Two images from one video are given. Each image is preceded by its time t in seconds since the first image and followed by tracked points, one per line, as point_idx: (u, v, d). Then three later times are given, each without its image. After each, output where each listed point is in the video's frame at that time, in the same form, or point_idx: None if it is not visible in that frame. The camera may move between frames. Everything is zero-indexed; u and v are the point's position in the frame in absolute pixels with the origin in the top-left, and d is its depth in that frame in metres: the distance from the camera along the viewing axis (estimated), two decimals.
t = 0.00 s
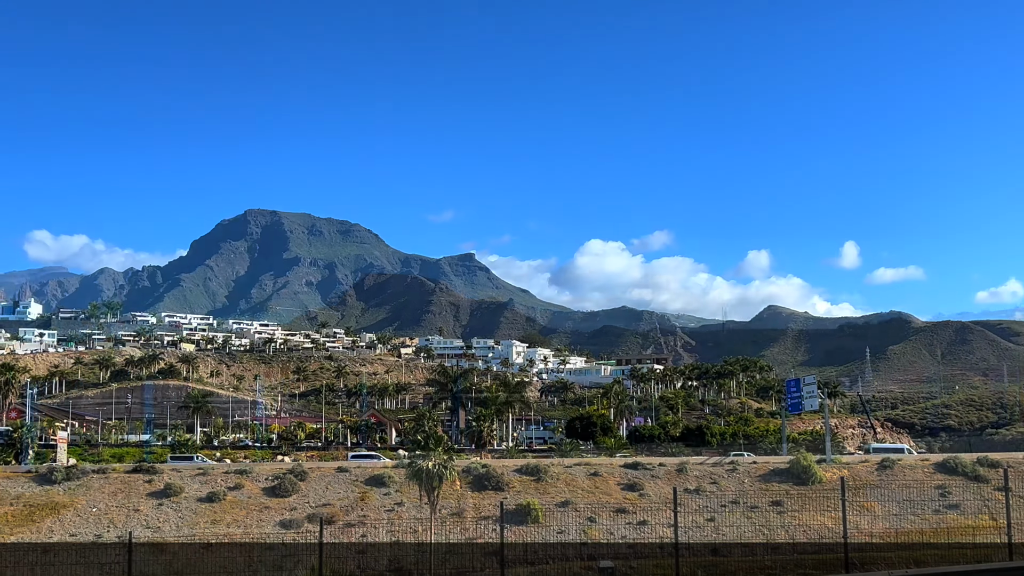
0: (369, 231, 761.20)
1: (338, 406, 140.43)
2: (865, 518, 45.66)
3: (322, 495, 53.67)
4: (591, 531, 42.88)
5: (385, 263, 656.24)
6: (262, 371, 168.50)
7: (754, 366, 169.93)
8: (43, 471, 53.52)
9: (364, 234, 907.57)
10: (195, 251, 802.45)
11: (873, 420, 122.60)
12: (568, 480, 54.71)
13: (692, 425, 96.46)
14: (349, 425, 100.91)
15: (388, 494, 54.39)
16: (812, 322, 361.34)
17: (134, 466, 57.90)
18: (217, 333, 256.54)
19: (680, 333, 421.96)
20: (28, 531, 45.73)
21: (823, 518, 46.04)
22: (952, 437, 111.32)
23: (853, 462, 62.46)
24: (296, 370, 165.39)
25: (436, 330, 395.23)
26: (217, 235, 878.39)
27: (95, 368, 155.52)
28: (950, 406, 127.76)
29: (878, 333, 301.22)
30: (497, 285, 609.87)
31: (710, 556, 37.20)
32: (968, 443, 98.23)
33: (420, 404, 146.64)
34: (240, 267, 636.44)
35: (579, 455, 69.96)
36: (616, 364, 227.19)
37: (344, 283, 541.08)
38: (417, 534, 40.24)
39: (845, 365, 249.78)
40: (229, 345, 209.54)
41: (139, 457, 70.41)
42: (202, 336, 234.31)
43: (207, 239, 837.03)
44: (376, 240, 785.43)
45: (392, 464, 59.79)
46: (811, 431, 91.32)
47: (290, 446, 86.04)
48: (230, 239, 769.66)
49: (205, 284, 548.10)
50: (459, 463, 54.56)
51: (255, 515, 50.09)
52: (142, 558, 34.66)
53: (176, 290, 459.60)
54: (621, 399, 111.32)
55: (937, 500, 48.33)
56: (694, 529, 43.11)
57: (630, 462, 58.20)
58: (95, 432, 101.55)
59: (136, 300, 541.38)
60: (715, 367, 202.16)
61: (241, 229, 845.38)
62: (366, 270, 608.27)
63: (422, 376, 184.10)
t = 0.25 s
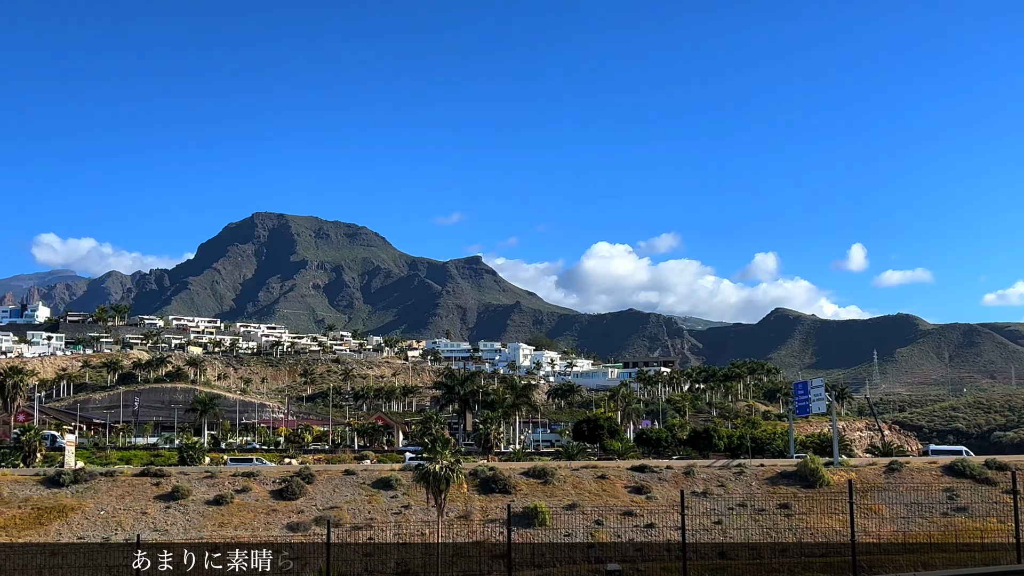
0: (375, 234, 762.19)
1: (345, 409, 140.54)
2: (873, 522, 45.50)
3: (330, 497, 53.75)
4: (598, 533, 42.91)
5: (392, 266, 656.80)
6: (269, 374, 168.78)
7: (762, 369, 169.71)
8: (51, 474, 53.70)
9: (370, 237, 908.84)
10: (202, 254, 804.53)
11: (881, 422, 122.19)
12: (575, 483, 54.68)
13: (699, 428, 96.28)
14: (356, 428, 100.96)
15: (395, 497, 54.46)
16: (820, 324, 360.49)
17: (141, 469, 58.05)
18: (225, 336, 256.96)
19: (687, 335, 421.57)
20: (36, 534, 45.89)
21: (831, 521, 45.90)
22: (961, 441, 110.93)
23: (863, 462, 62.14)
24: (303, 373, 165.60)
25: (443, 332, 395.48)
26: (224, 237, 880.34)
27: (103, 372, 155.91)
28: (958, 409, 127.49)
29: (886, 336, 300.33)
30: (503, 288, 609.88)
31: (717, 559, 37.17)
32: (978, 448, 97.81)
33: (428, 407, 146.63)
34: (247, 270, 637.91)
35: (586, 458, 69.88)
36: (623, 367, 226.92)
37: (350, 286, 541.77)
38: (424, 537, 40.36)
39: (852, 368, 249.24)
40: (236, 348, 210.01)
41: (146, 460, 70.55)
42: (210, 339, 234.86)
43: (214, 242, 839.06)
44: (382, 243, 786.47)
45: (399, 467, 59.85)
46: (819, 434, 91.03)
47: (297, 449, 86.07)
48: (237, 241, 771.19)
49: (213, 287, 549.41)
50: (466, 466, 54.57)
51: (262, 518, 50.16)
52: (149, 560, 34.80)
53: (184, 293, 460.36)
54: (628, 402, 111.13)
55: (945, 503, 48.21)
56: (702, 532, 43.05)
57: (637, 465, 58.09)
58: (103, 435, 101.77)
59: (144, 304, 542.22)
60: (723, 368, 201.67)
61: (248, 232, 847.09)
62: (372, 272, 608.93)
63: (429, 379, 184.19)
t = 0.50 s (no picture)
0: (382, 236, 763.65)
1: (353, 411, 140.79)
2: (881, 524, 45.30)
3: (338, 500, 53.82)
4: (605, 535, 42.88)
5: (399, 268, 657.90)
6: (277, 377, 169.23)
7: (770, 370, 169.49)
8: (59, 476, 53.88)
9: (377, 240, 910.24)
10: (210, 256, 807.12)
11: (889, 424, 121.90)
12: (583, 486, 54.65)
13: (707, 430, 96.11)
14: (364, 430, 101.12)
15: (403, 499, 54.54)
16: (828, 326, 359.71)
17: (150, 471, 58.23)
18: (232, 339, 257.77)
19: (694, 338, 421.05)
20: (45, 537, 46.03)
21: (839, 524, 45.72)
22: (969, 443, 110.58)
23: (872, 464, 61.90)
24: (310, 376, 166.00)
25: (450, 335, 395.48)
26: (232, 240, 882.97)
27: (112, 374, 156.48)
28: (967, 411, 127.26)
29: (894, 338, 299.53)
30: (510, 290, 610.13)
31: (725, 562, 37.07)
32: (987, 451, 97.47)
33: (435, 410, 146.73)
34: (255, 273, 639.46)
35: (594, 461, 69.86)
36: (631, 369, 226.91)
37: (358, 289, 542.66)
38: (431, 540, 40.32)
39: (860, 371, 248.72)
40: (244, 350, 210.64)
41: (154, 463, 70.74)
42: (218, 341, 235.63)
43: (222, 245, 841.72)
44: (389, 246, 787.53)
45: (407, 469, 59.91)
46: (827, 436, 90.89)
47: (305, 451, 86.21)
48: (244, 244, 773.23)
49: (220, 289, 550.73)
50: (474, 468, 54.57)
51: (270, 520, 50.26)
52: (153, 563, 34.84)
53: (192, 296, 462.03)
54: (636, 404, 111.04)
55: (955, 506, 48.04)
56: (709, 534, 42.91)
57: (644, 467, 58.01)
58: (112, 437, 102.12)
59: (152, 307, 543.75)
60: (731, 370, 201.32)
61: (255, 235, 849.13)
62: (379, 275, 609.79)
63: (436, 381, 184.42)
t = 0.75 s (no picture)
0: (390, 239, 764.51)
1: (362, 414, 140.98)
2: (890, 527, 45.10)
3: (346, 502, 53.92)
4: (613, 537, 42.90)
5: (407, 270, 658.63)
6: (285, 379, 169.50)
7: (779, 373, 169.09)
8: (69, 479, 54.13)
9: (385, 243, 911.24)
10: (218, 259, 809.59)
11: (899, 426, 121.39)
12: (591, 488, 54.60)
13: (716, 433, 95.82)
14: (372, 433, 101.24)
15: (412, 501, 54.61)
16: (837, 328, 358.39)
17: (159, 474, 58.45)
18: (241, 342, 258.55)
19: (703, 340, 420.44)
20: (54, 539, 46.24)
21: (849, 526, 45.60)
22: (979, 446, 110.10)
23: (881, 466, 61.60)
24: (319, 378, 166.25)
25: (459, 337, 395.60)
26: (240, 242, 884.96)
27: (121, 377, 157.09)
28: (977, 413, 126.77)
29: (904, 340, 298.28)
30: (518, 292, 609.98)
31: (734, 565, 37.00)
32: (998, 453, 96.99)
33: (444, 412, 146.77)
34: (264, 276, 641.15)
35: (603, 463, 69.81)
36: (639, 372, 226.56)
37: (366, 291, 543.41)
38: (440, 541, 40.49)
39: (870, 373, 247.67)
40: (253, 353, 211.10)
41: (163, 465, 71.02)
42: (227, 344, 236.24)
43: (231, 248, 844.19)
44: (397, 248, 788.42)
45: (415, 472, 59.94)
46: (837, 438, 90.56)
47: (314, 453, 86.46)
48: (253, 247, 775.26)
49: (229, 291, 552.53)
50: (482, 470, 54.57)
51: (279, 522, 50.38)
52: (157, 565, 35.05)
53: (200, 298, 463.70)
54: (644, 407, 110.79)
55: (964, 508, 47.87)
56: (718, 537, 42.89)
57: (653, 470, 57.92)
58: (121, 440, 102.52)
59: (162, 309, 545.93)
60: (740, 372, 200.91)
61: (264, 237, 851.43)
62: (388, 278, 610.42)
63: (445, 384, 184.44)
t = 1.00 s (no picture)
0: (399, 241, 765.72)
1: (370, 416, 141.35)
2: (901, 529, 44.88)
3: (355, 504, 54.00)
4: (622, 539, 42.94)
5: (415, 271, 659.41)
6: (294, 381, 169.98)
7: (788, 375, 168.41)
8: (79, 480, 54.40)
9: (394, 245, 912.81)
10: (228, 261, 812.53)
11: (909, 428, 120.90)
12: (600, 490, 54.52)
13: (725, 434, 95.59)
14: (380, 434, 101.46)
15: (421, 503, 54.64)
16: (847, 329, 357.05)
17: (169, 476, 58.66)
18: (251, 344, 259.33)
19: (711, 341, 419.54)
20: (64, 541, 46.47)
21: (858, 528, 45.43)
22: (989, 447, 109.50)
23: (891, 468, 61.27)
24: (328, 380, 166.67)
25: (468, 339, 395.91)
26: (249, 245, 887.91)
27: (131, 379, 157.88)
28: (987, 414, 125.95)
29: (913, 342, 297.06)
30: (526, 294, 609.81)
31: (743, 567, 36.89)
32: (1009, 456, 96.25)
33: (452, 414, 146.96)
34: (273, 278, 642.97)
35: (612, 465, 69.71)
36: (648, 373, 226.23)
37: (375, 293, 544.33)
38: (448, 543, 40.55)
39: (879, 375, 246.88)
40: (262, 355, 211.78)
41: (172, 467, 71.32)
42: (236, 346, 237.15)
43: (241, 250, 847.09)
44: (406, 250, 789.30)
45: (424, 473, 59.99)
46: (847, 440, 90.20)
47: (323, 455, 86.75)
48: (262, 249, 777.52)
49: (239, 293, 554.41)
50: (491, 473, 54.56)
51: (289, 524, 50.51)
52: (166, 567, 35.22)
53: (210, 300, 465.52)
54: (653, 408, 110.60)
55: (974, 510, 47.63)
56: (727, 538, 42.81)
57: (662, 472, 57.79)
58: (131, 442, 103.09)
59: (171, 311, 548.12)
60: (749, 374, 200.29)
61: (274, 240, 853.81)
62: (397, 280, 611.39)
63: (454, 386, 184.60)
